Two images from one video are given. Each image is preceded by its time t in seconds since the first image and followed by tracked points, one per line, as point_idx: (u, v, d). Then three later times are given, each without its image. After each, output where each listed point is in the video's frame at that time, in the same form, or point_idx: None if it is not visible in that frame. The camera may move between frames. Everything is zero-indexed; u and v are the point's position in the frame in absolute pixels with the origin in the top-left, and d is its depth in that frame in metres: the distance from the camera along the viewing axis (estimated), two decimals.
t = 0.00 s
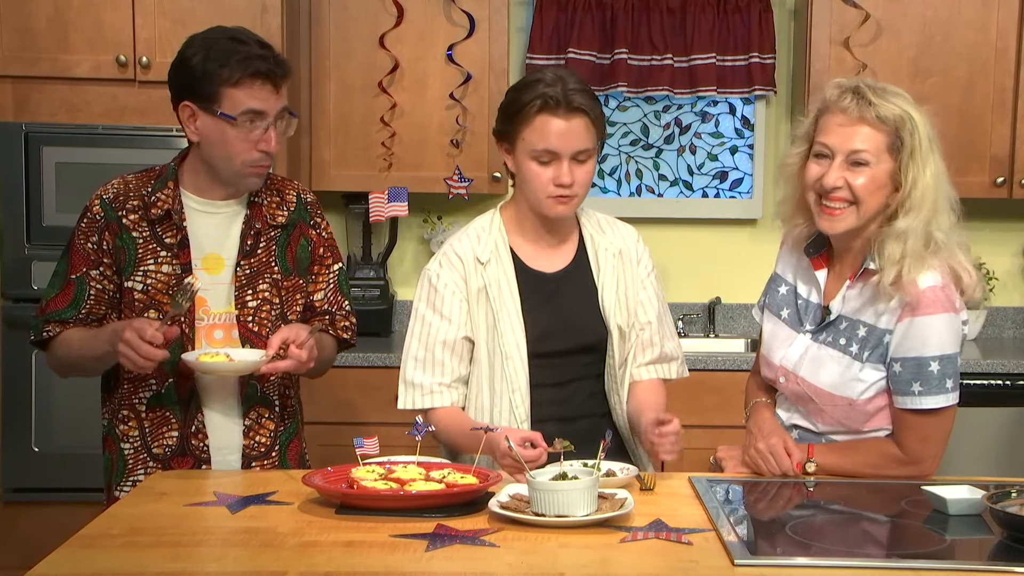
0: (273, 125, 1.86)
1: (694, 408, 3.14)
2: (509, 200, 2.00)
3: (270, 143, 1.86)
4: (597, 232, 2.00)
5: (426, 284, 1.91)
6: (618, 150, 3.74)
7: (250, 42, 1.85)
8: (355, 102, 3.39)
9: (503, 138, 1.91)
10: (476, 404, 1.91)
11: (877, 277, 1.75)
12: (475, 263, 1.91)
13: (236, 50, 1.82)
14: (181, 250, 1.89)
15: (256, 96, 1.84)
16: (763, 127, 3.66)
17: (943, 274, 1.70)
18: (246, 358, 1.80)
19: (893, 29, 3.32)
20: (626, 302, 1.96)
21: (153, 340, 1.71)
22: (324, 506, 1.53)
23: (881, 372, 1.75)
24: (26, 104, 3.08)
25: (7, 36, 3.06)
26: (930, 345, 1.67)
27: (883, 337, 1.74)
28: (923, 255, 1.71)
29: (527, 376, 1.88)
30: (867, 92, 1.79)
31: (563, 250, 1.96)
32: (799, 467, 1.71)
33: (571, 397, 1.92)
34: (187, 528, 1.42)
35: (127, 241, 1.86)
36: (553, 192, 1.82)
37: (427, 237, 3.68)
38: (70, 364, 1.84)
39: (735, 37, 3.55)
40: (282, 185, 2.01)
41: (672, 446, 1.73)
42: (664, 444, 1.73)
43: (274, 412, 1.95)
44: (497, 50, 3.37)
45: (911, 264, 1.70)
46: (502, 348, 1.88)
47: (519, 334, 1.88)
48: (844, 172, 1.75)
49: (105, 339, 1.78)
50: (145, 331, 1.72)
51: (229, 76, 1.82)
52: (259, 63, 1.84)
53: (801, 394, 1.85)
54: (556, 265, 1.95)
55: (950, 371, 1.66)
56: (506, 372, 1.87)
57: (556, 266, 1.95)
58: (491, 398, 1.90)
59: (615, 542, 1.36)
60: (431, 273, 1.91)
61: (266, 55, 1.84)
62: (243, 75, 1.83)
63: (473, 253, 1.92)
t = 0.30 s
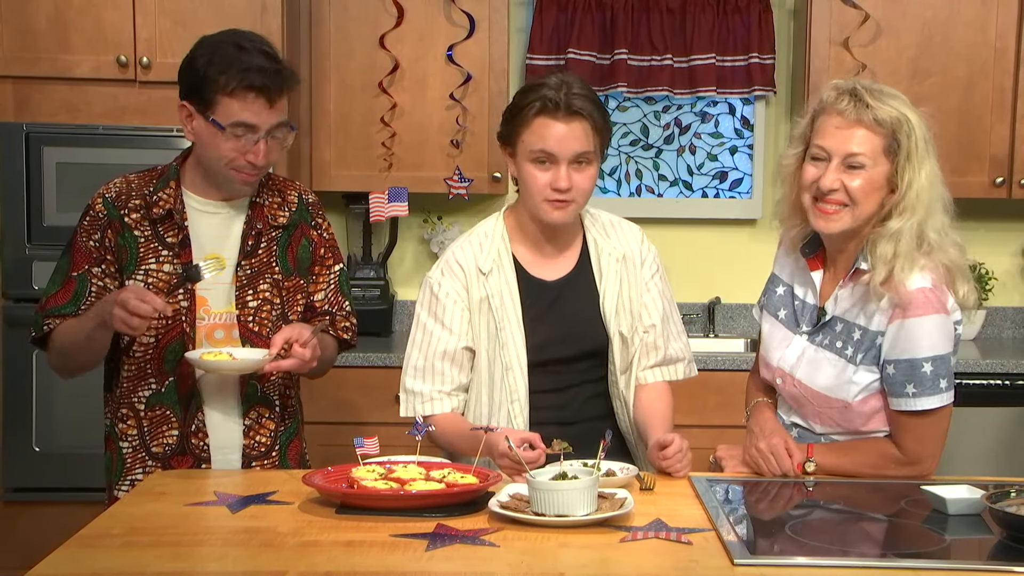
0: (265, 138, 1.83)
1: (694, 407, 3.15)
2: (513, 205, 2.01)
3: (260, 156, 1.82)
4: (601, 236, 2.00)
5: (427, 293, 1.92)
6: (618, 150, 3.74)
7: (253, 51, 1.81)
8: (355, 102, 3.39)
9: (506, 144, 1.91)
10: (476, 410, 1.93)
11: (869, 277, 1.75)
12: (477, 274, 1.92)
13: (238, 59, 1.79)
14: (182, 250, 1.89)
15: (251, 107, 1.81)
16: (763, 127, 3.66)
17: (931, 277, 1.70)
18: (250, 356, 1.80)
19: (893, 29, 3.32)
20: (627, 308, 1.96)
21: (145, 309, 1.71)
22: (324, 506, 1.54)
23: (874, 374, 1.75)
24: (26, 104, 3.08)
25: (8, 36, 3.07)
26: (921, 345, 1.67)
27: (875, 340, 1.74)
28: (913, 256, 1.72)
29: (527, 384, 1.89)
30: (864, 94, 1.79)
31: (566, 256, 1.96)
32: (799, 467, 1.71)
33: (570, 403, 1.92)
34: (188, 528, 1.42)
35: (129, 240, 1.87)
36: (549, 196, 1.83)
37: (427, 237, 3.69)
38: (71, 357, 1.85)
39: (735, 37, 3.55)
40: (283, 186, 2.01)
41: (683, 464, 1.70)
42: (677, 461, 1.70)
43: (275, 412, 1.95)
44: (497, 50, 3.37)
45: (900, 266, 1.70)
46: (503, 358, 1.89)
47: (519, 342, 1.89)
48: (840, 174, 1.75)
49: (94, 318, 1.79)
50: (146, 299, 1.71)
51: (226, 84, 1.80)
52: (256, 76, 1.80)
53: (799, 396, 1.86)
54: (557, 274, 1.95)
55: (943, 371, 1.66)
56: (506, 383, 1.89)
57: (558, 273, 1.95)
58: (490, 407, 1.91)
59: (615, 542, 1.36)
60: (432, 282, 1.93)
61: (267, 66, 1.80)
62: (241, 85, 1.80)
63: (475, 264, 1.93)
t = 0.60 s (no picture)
0: (261, 151, 1.81)
1: (694, 407, 3.15)
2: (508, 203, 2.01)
3: (252, 170, 1.81)
4: (597, 230, 2.00)
5: (425, 289, 1.93)
6: (618, 150, 3.74)
7: (258, 63, 1.79)
8: (355, 102, 3.40)
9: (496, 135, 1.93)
10: (478, 406, 1.93)
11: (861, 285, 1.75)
12: (474, 266, 1.92)
13: (242, 69, 1.77)
14: (184, 249, 1.90)
15: (247, 122, 1.79)
16: (763, 127, 3.66)
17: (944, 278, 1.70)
18: (252, 356, 1.81)
19: (893, 29, 3.33)
20: (628, 301, 1.96)
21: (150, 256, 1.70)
22: (324, 506, 1.54)
23: (883, 371, 1.76)
24: (26, 104, 3.09)
25: (8, 36, 3.07)
26: (933, 346, 1.67)
27: (885, 338, 1.75)
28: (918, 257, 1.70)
29: (527, 377, 1.89)
30: (835, 99, 1.78)
31: (565, 249, 1.96)
32: (799, 467, 1.72)
33: (571, 400, 1.92)
34: (188, 528, 1.43)
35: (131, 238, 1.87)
36: (542, 178, 1.83)
37: (427, 237, 3.69)
38: (77, 352, 1.84)
39: (735, 38, 3.55)
40: (285, 186, 2.02)
41: (685, 464, 1.70)
42: (680, 461, 1.71)
43: (275, 413, 1.95)
44: (497, 50, 3.37)
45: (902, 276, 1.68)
46: (500, 350, 1.89)
47: (518, 334, 1.89)
48: (805, 177, 1.79)
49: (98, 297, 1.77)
50: (151, 249, 1.71)
51: (227, 93, 1.77)
52: (254, 89, 1.77)
53: (804, 394, 1.86)
54: (559, 264, 1.95)
55: (953, 371, 1.66)
56: (504, 373, 1.88)
57: (559, 265, 1.95)
58: (491, 400, 1.91)
59: (615, 542, 1.37)
60: (430, 278, 1.92)
61: (268, 81, 1.77)
62: (240, 98, 1.77)
63: (472, 257, 1.93)
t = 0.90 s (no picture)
0: (259, 158, 1.80)
1: (694, 407, 3.15)
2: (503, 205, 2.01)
3: (250, 176, 1.81)
4: (592, 231, 2.00)
5: (421, 287, 1.93)
6: (618, 150, 3.75)
7: (260, 69, 1.78)
8: (355, 102, 3.40)
9: (489, 140, 1.93)
10: (477, 405, 1.91)
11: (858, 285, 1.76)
12: (470, 263, 1.93)
13: (243, 76, 1.77)
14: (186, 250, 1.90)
15: (247, 129, 1.78)
16: (763, 127, 3.66)
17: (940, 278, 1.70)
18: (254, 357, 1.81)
19: (893, 29, 3.33)
20: (625, 299, 1.96)
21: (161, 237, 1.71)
22: (325, 506, 1.54)
23: (886, 370, 1.75)
24: (26, 104, 3.09)
25: (8, 36, 3.07)
26: (937, 345, 1.67)
27: (889, 336, 1.74)
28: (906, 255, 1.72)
29: (525, 374, 1.89)
30: (837, 97, 1.78)
31: (560, 249, 1.97)
32: (799, 467, 1.71)
33: (570, 399, 1.92)
34: (189, 528, 1.43)
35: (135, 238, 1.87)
36: (533, 186, 1.84)
37: (427, 237, 3.69)
38: (83, 352, 1.83)
39: (735, 38, 3.55)
40: (287, 187, 2.02)
41: (686, 465, 1.70)
42: (680, 462, 1.71)
43: (277, 413, 1.95)
44: (497, 50, 3.37)
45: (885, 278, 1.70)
46: (497, 346, 1.89)
47: (515, 331, 1.89)
48: (808, 175, 1.79)
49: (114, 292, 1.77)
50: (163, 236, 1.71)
51: (227, 99, 1.77)
52: (254, 98, 1.76)
53: (806, 392, 1.85)
54: (556, 263, 1.96)
55: (955, 371, 1.67)
56: (502, 369, 1.88)
57: (554, 264, 1.96)
58: (489, 397, 1.91)
59: (615, 542, 1.37)
60: (426, 276, 1.92)
61: (268, 90, 1.77)
62: (240, 105, 1.76)
63: (468, 254, 1.93)
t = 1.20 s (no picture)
0: (259, 160, 1.80)
1: (694, 407, 3.15)
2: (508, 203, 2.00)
3: (249, 177, 1.81)
4: (595, 232, 2.00)
5: (424, 285, 1.93)
6: (618, 150, 3.75)
7: (263, 71, 1.78)
8: (355, 102, 3.40)
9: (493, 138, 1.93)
10: (479, 403, 1.91)
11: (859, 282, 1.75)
12: (473, 261, 1.93)
13: (246, 78, 1.77)
14: (187, 250, 1.90)
15: (248, 131, 1.78)
16: (763, 127, 3.66)
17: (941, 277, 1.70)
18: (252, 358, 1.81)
19: (893, 30, 3.33)
20: (627, 300, 1.96)
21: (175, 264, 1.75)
22: (325, 506, 1.54)
23: (886, 369, 1.75)
24: (26, 104, 3.09)
25: (8, 36, 3.07)
26: (937, 344, 1.67)
27: (889, 335, 1.74)
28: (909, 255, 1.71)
29: (525, 372, 1.89)
30: (839, 96, 1.78)
31: (562, 248, 1.97)
32: (799, 466, 1.72)
33: (571, 400, 1.92)
34: (188, 528, 1.43)
35: (135, 239, 1.87)
36: (537, 182, 1.84)
37: (427, 237, 3.69)
38: (89, 359, 1.82)
39: (735, 38, 3.55)
40: (288, 187, 2.02)
41: (685, 465, 1.70)
42: (679, 462, 1.71)
43: (277, 413, 1.95)
44: (497, 50, 3.37)
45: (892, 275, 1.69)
46: (499, 344, 1.89)
47: (517, 329, 1.89)
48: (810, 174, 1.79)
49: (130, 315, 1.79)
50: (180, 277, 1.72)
51: (228, 101, 1.77)
52: (256, 100, 1.76)
53: (806, 391, 1.85)
54: (558, 263, 1.95)
55: (955, 370, 1.66)
56: (503, 366, 1.88)
57: (557, 263, 1.96)
58: (490, 395, 1.91)
59: (615, 541, 1.37)
60: (429, 274, 1.93)
61: (270, 92, 1.77)
62: (242, 106, 1.76)
63: (471, 252, 1.93)
